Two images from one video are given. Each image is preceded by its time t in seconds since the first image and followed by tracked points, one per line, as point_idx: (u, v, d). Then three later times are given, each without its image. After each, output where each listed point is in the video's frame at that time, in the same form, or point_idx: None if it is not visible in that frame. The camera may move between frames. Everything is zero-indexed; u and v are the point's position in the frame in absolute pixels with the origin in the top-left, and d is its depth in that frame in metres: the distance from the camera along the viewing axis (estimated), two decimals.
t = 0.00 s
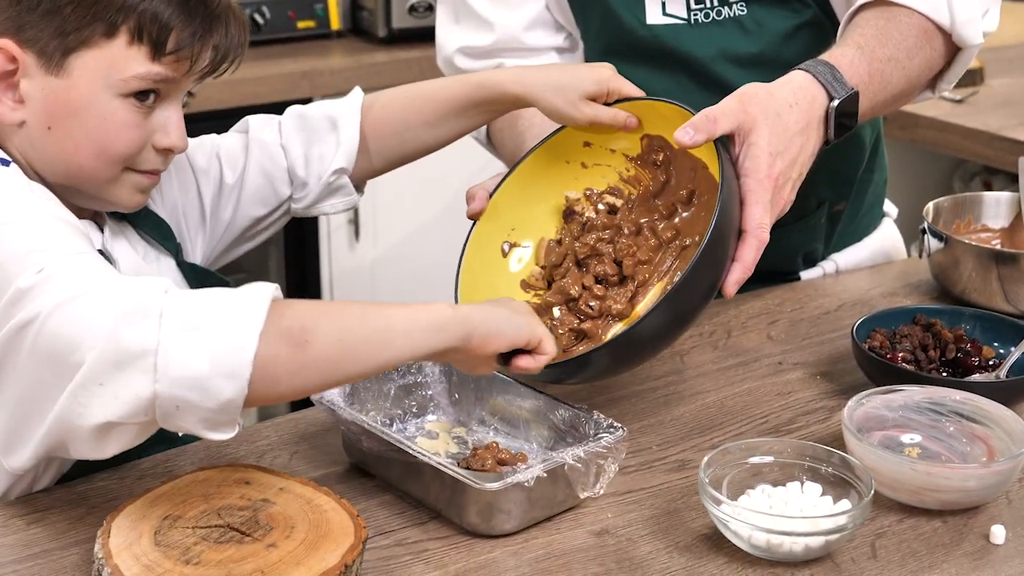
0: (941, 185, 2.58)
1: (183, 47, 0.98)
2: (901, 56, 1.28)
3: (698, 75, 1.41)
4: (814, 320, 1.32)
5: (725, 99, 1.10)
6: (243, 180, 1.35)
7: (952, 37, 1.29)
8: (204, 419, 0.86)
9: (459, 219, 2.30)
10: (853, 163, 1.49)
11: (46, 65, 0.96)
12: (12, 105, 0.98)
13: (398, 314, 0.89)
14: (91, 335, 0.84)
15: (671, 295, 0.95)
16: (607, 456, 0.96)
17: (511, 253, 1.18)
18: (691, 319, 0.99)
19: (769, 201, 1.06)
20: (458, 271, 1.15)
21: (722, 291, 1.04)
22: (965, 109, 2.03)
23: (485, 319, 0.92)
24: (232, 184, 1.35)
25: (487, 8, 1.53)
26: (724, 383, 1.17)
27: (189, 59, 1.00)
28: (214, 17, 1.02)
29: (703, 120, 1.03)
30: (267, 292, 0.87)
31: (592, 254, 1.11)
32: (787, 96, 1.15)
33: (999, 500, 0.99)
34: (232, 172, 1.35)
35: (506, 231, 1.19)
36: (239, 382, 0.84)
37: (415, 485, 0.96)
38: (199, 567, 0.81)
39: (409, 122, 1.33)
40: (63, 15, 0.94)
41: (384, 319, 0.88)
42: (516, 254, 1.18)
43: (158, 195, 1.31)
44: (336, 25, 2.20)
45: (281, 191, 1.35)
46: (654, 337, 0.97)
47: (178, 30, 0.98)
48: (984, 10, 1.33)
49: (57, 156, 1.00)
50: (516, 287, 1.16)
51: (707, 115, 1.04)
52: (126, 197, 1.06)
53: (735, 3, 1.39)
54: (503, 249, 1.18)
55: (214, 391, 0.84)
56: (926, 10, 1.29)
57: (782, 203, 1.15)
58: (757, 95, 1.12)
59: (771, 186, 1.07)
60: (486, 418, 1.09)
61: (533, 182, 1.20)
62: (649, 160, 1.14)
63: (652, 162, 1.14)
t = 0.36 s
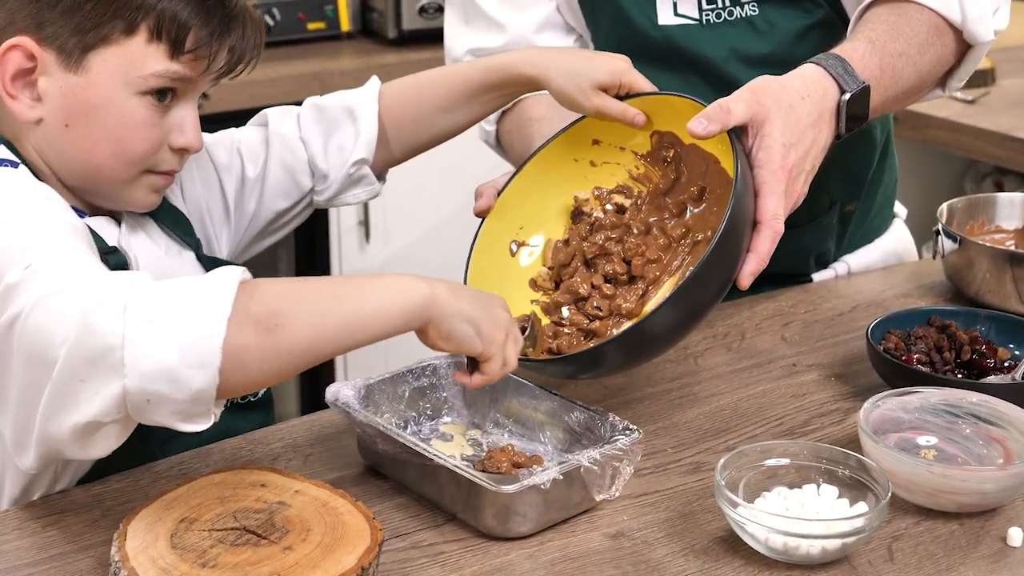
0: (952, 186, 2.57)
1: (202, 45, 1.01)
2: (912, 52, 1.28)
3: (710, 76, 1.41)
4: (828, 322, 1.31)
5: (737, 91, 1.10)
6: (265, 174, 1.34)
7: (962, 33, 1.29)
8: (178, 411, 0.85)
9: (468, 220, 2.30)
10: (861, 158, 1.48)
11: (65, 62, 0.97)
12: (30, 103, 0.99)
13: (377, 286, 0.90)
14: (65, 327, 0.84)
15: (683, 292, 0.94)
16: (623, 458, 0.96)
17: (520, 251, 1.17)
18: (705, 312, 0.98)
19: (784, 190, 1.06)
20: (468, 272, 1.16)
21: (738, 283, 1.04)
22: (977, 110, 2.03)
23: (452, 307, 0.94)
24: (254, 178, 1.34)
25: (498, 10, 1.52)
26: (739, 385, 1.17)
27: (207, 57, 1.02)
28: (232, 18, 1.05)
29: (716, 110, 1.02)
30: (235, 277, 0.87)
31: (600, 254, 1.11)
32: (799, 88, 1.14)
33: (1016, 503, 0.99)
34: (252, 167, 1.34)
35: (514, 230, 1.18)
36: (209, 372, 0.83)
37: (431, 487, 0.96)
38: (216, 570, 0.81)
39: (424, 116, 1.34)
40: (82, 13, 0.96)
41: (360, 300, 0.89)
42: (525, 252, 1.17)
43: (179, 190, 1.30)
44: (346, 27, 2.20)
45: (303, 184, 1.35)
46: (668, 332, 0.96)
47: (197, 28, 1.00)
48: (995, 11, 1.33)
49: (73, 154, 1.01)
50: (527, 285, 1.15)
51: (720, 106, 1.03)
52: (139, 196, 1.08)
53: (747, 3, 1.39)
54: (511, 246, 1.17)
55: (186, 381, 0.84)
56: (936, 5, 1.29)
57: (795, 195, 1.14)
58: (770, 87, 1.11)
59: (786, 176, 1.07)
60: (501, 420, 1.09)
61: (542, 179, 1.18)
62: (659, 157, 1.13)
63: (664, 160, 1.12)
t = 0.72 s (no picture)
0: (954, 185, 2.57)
1: (214, 39, 1.02)
2: (912, 55, 1.28)
3: (709, 76, 1.41)
4: (832, 321, 1.31)
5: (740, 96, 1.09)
6: (277, 172, 1.35)
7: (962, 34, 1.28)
8: (177, 415, 0.84)
9: (469, 219, 2.30)
10: (860, 161, 1.48)
11: (78, 55, 0.98)
12: (42, 96, 1.01)
13: (345, 260, 0.88)
14: (58, 333, 0.84)
15: (690, 304, 0.92)
16: (628, 457, 0.96)
17: (523, 262, 1.15)
18: (712, 323, 0.96)
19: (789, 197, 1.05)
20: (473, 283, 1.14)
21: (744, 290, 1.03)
22: (980, 109, 2.02)
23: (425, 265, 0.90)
24: (266, 176, 1.34)
25: (494, 12, 1.52)
26: (743, 384, 1.17)
27: (220, 51, 1.03)
28: (245, 14, 1.07)
29: (719, 117, 1.01)
30: (217, 267, 0.86)
31: (603, 265, 1.09)
32: (801, 93, 1.14)
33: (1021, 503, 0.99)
34: (265, 166, 1.34)
35: (517, 241, 1.16)
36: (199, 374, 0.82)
37: (435, 487, 0.96)
38: (220, 570, 0.80)
39: (425, 118, 1.34)
40: (97, 6, 0.98)
41: (340, 286, 0.86)
42: (528, 263, 1.15)
43: (188, 184, 1.31)
44: (348, 26, 2.20)
45: (315, 184, 1.36)
46: (678, 343, 0.95)
47: (209, 23, 1.02)
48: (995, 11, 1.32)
49: (85, 147, 1.03)
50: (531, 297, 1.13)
51: (725, 112, 1.01)
52: (150, 194, 1.09)
53: (747, 3, 1.39)
54: (514, 258, 1.15)
55: (177, 386, 0.83)
56: (936, 7, 1.29)
57: (799, 200, 1.14)
58: (772, 92, 1.10)
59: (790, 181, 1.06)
60: (505, 420, 1.09)
61: (545, 189, 1.16)
62: (661, 164, 1.11)
63: (668, 167, 1.11)
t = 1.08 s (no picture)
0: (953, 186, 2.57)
1: (231, 38, 1.03)
2: (910, 56, 1.28)
3: (702, 78, 1.41)
4: (831, 322, 1.31)
5: (737, 101, 1.09)
6: (290, 170, 1.35)
7: (957, 35, 1.29)
8: (184, 457, 0.85)
9: (468, 220, 2.30)
10: (854, 163, 1.48)
11: (94, 56, 0.99)
12: (57, 97, 1.01)
13: (355, 288, 0.89)
14: (62, 373, 0.83)
15: (690, 314, 0.91)
16: (627, 459, 0.96)
17: (523, 271, 1.14)
18: (714, 331, 0.96)
19: (789, 201, 1.05)
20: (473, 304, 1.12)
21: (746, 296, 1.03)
22: (978, 110, 2.03)
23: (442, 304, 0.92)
24: (280, 174, 1.34)
25: (484, 17, 1.52)
26: (742, 385, 1.17)
27: (237, 50, 1.04)
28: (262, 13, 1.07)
29: (716, 124, 1.00)
30: (218, 309, 0.86)
31: (602, 276, 1.09)
32: (799, 96, 1.14)
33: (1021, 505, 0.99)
34: (278, 165, 1.34)
35: (517, 250, 1.15)
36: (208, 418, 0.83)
37: (433, 489, 0.96)
38: (219, 572, 0.80)
39: (420, 118, 1.34)
40: (111, 7, 0.98)
41: (346, 315, 0.87)
42: (528, 273, 1.14)
43: (201, 187, 1.31)
44: (347, 27, 2.20)
45: (328, 181, 1.36)
46: (680, 353, 0.94)
47: (226, 22, 1.02)
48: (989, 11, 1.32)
49: (100, 147, 1.03)
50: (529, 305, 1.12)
51: (720, 119, 1.01)
52: (166, 194, 1.10)
53: (737, 6, 1.39)
54: (514, 267, 1.14)
55: (183, 431, 0.83)
56: (932, 8, 1.29)
57: (799, 204, 1.14)
58: (770, 96, 1.11)
59: (790, 185, 1.06)
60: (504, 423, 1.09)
61: (543, 198, 1.15)
62: (660, 170, 1.10)
63: (666, 174, 1.10)
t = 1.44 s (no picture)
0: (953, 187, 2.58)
1: (251, 41, 1.01)
2: (910, 55, 1.28)
3: (700, 79, 1.41)
4: (833, 322, 1.31)
5: (738, 101, 1.09)
6: (306, 165, 1.34)
7: (957, 34, 1.29)
8: (215, 448, 0.82)
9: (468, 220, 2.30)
10: (852, 163, 1.48)
11: (113, 58, 0.98)
12: (77, 98, 1.00)
13: (374, 278, 0.83)
14: (87, 374, 0.80)
15: (693, 315, 0.91)
16: (628, 460, 0.96)
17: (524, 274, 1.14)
18: (717, 332, 0.96)
19: (790, 201, 1.05)
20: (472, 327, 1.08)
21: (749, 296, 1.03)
22: (979, 110, 2.03)
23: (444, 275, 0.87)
24: (296, 169, 1.34)
25: (482, 19, 1.53)
26: (743, 386, 1.17)
27: (255, 53, 1.02)
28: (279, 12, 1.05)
29: (717, 124, 1.00)
30: (239, 303, 0.81)
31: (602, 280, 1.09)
32: (799, 96, 1.14)
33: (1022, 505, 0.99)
34: (294, 160, 1.34)
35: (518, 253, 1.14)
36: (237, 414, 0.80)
37: (434, 489, 0.96)
38: (220, 572, 0.80)
39: (419, 119, 1.35)
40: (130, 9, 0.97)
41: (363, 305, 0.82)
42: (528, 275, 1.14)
43: (219, 189, 1.29)
44: (348, 27, 2.20)
45: (343, 175, 1.36)
46: (682, 355, 0.94)
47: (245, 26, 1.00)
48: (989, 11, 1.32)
49: (118, 149, 1.02)
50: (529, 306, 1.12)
51: (721, 119, 1.01)
52: (182, 197, 1.09)
53: (736, 7, 1.39)
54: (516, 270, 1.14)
55: (215, 424, 0.80)
56: (932, 7, 1.29)
57: (803, 203, 1.14)
58: (770, 96, 1.11)
59: (791, 186, 1.06)
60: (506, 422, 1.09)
61: (544, 200, 1.14)
62: (660, 171, 1.10)
63: (666, 176, 1.10)
